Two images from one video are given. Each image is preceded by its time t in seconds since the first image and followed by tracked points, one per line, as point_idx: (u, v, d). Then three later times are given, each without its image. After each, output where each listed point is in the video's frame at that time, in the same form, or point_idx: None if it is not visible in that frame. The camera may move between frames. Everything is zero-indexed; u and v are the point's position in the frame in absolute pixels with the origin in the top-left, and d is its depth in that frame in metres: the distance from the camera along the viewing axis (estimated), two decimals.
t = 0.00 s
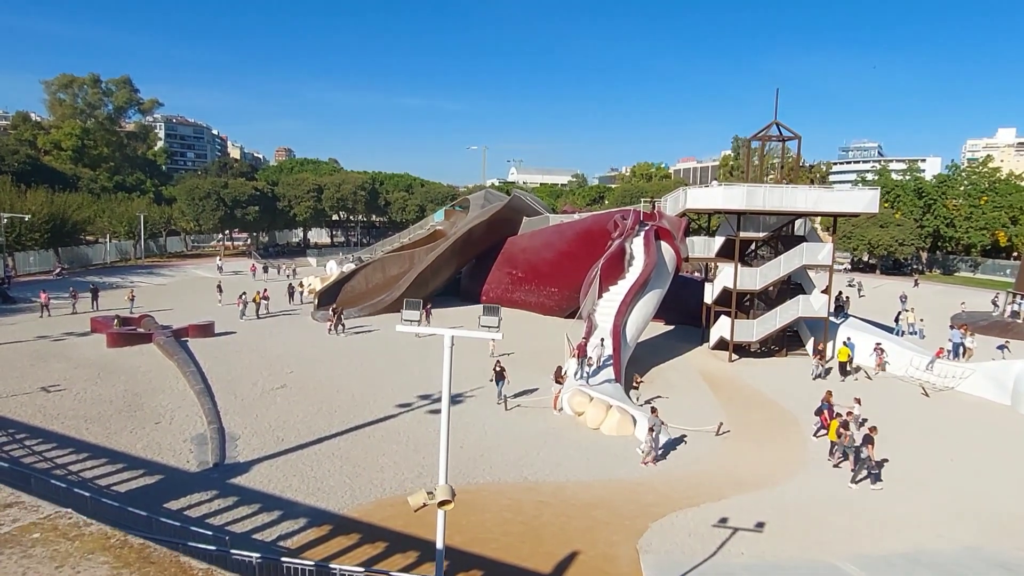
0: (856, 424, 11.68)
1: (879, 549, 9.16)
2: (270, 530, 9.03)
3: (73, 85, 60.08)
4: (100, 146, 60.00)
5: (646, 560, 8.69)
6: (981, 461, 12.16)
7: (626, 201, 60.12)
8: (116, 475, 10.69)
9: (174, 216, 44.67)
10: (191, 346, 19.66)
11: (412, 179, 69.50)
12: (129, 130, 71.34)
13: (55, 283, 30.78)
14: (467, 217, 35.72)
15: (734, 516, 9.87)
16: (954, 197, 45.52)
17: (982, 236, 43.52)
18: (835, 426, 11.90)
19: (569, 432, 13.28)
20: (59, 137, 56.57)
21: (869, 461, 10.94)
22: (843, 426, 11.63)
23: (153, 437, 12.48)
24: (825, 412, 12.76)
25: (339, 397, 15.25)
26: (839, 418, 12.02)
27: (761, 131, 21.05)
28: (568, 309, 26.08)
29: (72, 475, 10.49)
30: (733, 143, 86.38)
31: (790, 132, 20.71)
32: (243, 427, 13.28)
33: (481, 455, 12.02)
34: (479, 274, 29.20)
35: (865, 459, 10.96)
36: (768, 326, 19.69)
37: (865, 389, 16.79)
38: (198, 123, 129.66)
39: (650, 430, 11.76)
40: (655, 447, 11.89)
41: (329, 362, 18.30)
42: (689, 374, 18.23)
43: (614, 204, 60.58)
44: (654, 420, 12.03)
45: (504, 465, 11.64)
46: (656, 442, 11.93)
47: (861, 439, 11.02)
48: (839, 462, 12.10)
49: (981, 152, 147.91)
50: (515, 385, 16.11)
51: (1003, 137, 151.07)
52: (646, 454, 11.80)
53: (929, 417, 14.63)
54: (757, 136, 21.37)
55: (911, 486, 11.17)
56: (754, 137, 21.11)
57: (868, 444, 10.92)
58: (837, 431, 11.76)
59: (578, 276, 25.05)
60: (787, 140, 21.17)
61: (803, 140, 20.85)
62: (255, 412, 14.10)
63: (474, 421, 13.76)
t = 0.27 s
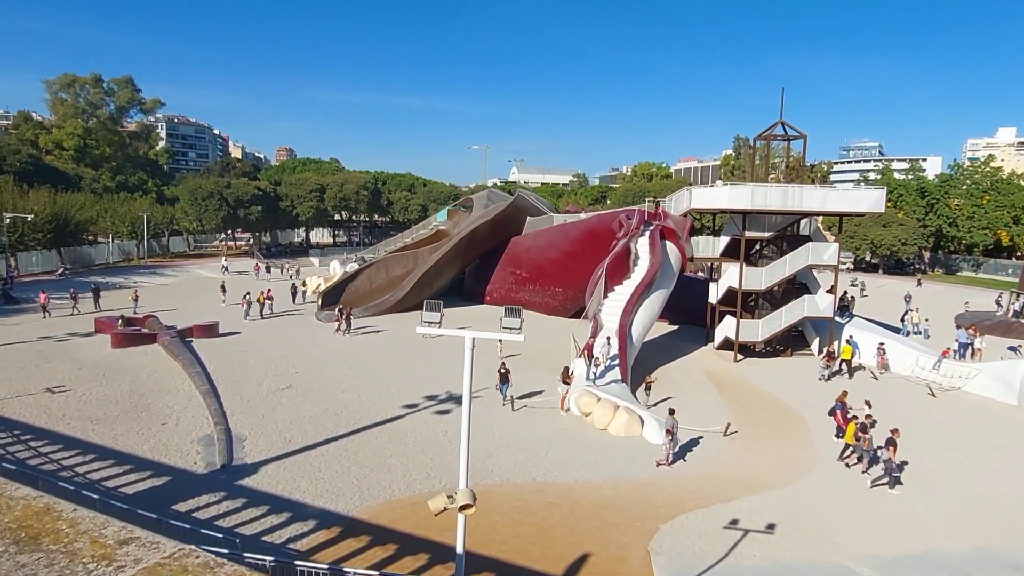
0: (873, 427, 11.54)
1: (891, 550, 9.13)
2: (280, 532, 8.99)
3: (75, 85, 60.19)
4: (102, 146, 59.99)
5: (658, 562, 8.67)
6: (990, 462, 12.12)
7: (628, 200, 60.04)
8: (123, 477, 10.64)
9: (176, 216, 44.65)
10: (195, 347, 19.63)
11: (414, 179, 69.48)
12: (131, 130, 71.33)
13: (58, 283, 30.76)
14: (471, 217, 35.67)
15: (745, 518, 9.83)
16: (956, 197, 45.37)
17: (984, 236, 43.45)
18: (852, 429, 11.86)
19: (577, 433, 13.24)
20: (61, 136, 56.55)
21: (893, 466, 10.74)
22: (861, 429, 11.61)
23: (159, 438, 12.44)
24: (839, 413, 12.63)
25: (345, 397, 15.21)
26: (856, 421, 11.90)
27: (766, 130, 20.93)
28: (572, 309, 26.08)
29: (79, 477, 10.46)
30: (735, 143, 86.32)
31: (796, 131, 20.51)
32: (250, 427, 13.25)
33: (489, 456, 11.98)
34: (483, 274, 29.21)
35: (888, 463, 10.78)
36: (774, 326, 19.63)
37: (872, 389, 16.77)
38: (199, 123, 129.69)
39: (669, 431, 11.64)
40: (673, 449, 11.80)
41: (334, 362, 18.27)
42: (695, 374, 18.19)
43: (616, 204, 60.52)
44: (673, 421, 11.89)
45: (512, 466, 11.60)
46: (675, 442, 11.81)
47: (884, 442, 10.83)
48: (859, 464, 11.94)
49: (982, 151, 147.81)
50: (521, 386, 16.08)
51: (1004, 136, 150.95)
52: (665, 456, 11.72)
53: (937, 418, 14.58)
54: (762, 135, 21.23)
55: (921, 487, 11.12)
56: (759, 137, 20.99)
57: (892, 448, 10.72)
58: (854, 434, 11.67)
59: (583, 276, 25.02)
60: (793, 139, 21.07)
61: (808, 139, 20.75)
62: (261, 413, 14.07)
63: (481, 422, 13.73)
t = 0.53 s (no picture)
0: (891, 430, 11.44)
1: (905, 553, 9.07)
2: (289, 534, 8.93)
3: (76, 84, 60.16)
4: (103, 145, 59.95)
5: (671, 565, 8.62)
6: (1001, 463, 12.06)
7: (630, 200, 59.93)
8: (130, 479, 10.59)
9: (178, 216, 44.60)
10: (200, 347, 19.59)
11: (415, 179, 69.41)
12: (132, 130, 71.29)
13: (60, 283, 30.70)
14: (474, 217, 35.62)
15: (757, 520, 9.78)
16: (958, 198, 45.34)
17: (987, 236, 43.39)
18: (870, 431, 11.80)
19: (584, 434, 13.19)
20: (62, 136, 56.48)
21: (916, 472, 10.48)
22: (878, 432, 11.54)
23: (166, 439, 12.39)
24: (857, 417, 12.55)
25: (351, 398, 15.16)
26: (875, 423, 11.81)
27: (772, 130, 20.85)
28: (576, 309, 26.05)
29: (86, 479, 10.41)
30: (736, 142, 86.21)
31: (800, 131, 20.48)
32: (256, 429, 13.19)
33: (497, 458, 11.93)
34: (486, 274, 29.19)
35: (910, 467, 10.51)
36: (779, 326, 19.57)
37: (879, 391, 16.72)
38: (199, 122, 129.65)
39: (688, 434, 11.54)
40: (691, 453, 11.71)
41: (339, 363, 18.21)
42: (701, 375, 18.14)
43: (618, 204, 60.42)
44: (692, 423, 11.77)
45: (521, 468, 11.54)
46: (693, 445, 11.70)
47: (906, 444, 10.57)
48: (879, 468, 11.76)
49: (983, 151, 147.72)
50: (528, 387, 16.03)
51: (1005, 136, 150.82)
52: (683, 459, 11.63)
53: (945, 419, 14.53)
54: (766, 135, 21.19)
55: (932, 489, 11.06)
56: (764, 137, 20.94)
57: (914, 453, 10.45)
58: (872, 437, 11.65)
59: (587, 276, 24.99)
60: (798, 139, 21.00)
61: (814, 140, 20.69)
62: (267, 414, 14.01)
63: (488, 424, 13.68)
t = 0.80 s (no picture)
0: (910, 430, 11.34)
1: (920, 555, 8.99)
2: (299, 537, 8.84)
3: (76, 85, 60.02)
4: (103, 146, 59.84)
5: (684, 567, 8.55)
6: (1013, 464, 11.97)
7: (631, 200, 59.80)
8: (137, 481, 10.50)
9: (179, 217, 44.50)
10: (203, 348, 19.52)
11: (416, 179, 69.32)
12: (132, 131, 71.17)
13: (62, 284, 30.62)
14: (476, 217, 35.54)
15: (769, 522, 9.69)
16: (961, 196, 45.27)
17: (989, 234, 43.34)
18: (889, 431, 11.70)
19: (593, 435, 13.10)
20: (62, 137, 56.37)
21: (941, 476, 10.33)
22: (897, 432, 11.42)
23: (171, 441, 12.31)
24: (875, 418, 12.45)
25: (357, 399, 15.08)
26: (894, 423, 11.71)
27: (777, 129, 20.77)
28: (580, 309, 25.96)
29: (93, 482, 10.33)
30: (736, 142, 86.14)
31: (806, 130, 20.52)
32: (262, 431, 13.10)
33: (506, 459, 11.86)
34: (489, 274, 29.13)
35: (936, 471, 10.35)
36: (785, 326, 19.49)
37: (886, 390, 16.65)
38: (198, 123, 129.55)
39: (706, 435, 11.46)
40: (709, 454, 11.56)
41: (344, 363, 18.13)
42: (707, 375, 18.06)
43: (620, 203, 60.31)
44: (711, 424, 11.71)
45: (530, 469, 11.45)
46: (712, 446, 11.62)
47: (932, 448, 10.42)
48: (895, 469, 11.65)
49: (983, 150, 147.65)
50: (534, 387, 15.96)
51: (1006, 134, 150.71)
52: (702, 461, 11.53)
53: (955, 419, 14.43)
54: (771, 134, 21.21)
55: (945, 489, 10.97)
56: (770, 136, 20.96)
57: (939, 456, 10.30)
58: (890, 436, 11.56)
59: (591, 276, 24.90)
60: (803, 138, 20.93)
61: (819, 138, 20.62)
62: (273, 416, 13.92)
63: (495, 425, 13.59)
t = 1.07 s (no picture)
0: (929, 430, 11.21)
1: (935, 556, 8.91)
2: (309, 540, 8.77)
3: (77, 85, 60.11)
4: (105, 146, 59.80)
5: (698, 569, 8.47)
6: None
7: (633, 198, 59.71)
8: (144, 484, 10.43)
9: (181, 216, 44.46)
10: (208, 349, 19.46)
11: (418, 177, 69.23)
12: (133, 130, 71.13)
13: (64, 284, 30.57)
14: (478, 216, 35.45)
15: (782, 523, 9.62)
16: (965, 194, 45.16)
17: (993, 232, 43.24)
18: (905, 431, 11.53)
19: (601, 436, 13.03)
20: (64, 137, 56.30)
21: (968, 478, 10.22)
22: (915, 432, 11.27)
23: (178, 443, 12.25)
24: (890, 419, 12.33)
25: (363, 400, 15.01)
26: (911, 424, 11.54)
27: (782, 127, 20.67)
28: (584, 308, 25.85)
29: (100, 484, 10.26)
30: (737, 140, 86.01)
31: (814, 127, 20.57)
32: (269, 431, 13.04)
33: (515, 460, 11.80)
34: (493, 273, 29.04)
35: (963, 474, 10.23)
36: (792, 324, 19.40)
37: (895, 389, 16.56)
38: (199, 122, 129.49)
39: (725, 438, 11.30)
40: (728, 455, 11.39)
41: (349, 363, 18.06)
42: (714, 374, 17.98)
43: (622, 201, 60.19)
44: (731, 427, 11.51)
45: (539, 470, 11.37)
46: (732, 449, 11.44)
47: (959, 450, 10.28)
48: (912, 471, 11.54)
49: (985, 148, 147.38)
50: (541, 387, 15.89)
51: (1008, 132, 150.44)
52: (721, 463, 11.37)
53: (965, 419, 14.36)
54: (778, 132, 21.21)
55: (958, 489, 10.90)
56: (777, 134, 21.02)
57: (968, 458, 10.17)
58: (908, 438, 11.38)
59: (595, 275, 24.80)
60: (809, 135, 20.85)
61: (825, 136, 20.54)
62: (279, 417, 13.86)
63: (502, 425, 13.53)
